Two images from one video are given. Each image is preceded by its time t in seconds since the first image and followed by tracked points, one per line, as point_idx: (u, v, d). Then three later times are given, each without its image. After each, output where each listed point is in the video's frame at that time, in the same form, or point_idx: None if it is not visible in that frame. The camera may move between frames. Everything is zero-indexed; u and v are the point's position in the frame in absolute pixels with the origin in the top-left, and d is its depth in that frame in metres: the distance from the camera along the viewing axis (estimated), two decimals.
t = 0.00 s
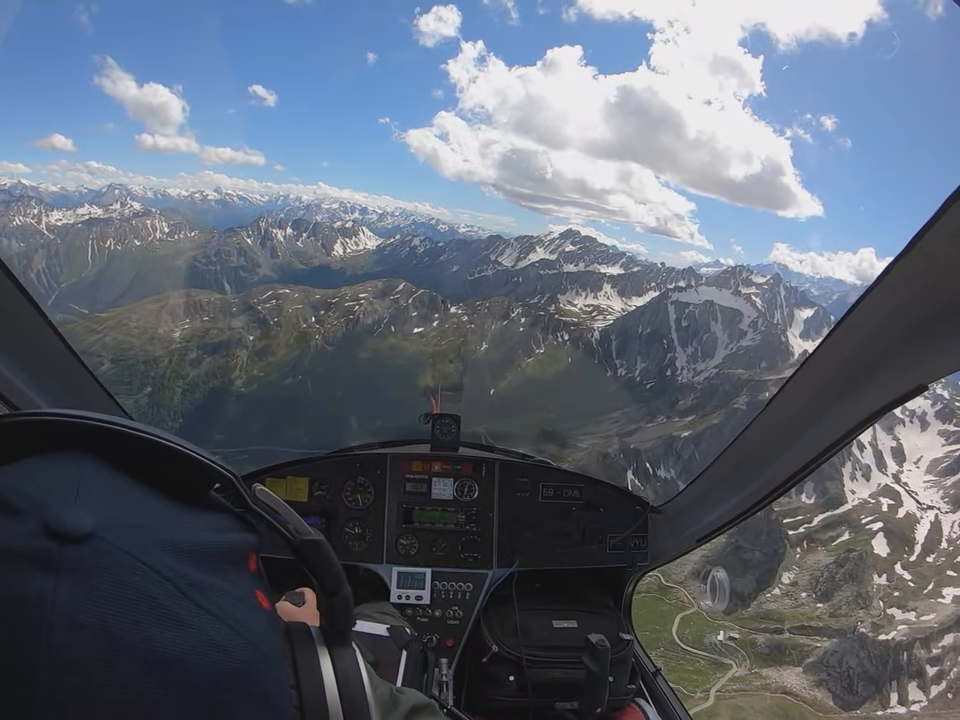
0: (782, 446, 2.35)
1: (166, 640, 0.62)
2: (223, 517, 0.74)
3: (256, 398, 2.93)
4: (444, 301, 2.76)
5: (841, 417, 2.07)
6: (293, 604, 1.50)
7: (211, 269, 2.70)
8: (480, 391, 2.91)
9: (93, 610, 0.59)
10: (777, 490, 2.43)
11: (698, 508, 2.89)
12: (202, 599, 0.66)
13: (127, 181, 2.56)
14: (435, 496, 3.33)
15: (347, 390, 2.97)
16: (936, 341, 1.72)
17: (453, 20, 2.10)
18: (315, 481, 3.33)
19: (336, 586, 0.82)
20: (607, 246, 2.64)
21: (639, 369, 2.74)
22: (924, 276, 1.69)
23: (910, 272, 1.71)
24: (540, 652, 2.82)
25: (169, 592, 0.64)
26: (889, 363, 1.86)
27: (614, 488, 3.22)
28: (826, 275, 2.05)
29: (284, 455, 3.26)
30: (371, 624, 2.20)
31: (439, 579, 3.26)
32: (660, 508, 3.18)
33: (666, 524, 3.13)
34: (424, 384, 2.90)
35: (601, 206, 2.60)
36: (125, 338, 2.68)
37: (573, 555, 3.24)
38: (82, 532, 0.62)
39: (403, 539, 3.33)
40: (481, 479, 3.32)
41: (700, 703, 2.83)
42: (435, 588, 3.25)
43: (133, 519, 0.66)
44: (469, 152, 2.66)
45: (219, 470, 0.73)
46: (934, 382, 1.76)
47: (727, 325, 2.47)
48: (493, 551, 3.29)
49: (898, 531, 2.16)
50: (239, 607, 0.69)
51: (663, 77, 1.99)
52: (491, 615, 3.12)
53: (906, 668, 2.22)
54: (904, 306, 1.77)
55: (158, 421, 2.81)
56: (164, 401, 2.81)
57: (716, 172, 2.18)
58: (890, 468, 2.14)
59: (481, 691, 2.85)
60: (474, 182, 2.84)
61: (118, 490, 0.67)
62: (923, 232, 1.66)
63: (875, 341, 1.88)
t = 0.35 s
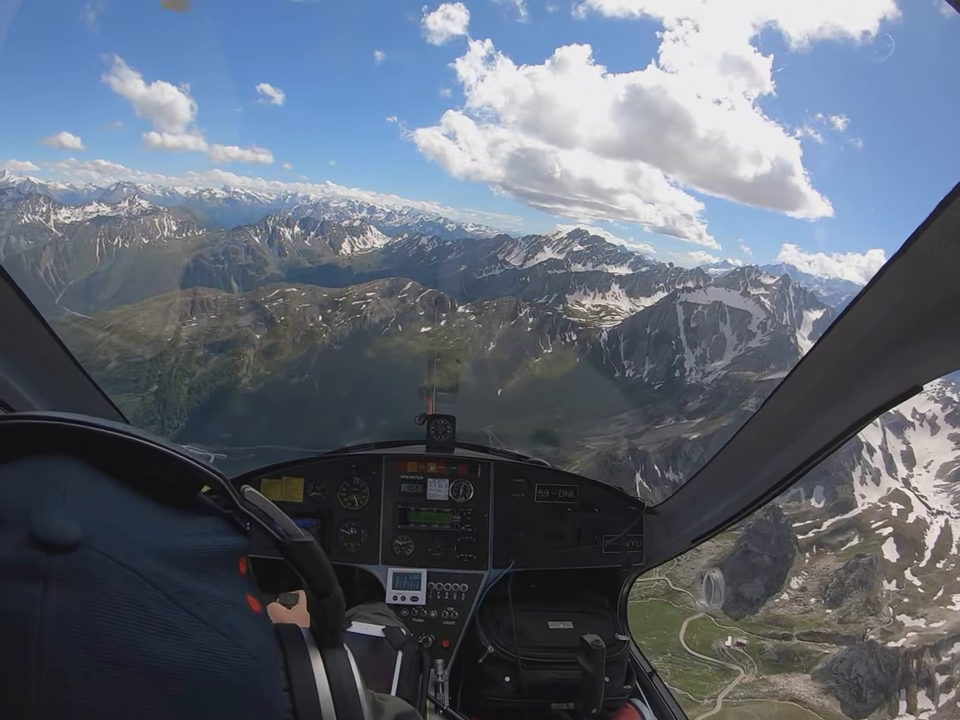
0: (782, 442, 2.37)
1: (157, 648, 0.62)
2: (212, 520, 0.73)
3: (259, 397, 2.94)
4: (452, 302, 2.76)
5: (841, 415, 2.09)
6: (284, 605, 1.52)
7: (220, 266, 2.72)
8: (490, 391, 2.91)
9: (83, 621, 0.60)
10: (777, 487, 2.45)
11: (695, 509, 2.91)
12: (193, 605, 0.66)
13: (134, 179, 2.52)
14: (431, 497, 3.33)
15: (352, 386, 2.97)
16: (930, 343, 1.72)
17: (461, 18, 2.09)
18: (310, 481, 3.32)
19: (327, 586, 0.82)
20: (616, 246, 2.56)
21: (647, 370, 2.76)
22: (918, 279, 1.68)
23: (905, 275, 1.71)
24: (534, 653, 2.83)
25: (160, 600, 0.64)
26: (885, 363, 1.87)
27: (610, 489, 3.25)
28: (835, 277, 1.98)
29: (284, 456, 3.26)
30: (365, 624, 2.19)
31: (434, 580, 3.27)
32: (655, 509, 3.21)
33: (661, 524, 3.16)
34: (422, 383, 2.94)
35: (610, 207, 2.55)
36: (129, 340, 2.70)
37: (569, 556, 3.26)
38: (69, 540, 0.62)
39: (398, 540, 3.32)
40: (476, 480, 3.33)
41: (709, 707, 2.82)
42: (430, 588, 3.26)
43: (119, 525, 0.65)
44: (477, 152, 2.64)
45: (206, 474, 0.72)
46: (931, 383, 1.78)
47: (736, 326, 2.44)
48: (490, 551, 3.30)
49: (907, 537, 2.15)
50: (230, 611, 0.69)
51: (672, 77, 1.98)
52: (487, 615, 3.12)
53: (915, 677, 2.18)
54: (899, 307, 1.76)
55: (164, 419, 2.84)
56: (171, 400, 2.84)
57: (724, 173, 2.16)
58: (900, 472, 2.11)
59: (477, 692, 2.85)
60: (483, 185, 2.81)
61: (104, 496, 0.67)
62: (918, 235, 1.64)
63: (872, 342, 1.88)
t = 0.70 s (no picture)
0: (785, 445, 2.34)
1: (152, 632, 0.62)
2: (208, 510, 0.73)
3: (265, 395, 2.95)
4: (460, 301, 2.73)
5: (842, 419, 2.05)
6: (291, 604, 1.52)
7: (228, 265, 2.71)
8: (498, 392, 2.91)
9: (78, 603, 0.59)
10: (779, 489, 2.42)
11: (697, 509, 2.91)
12: (188, 591, 0.66)
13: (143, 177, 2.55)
14: (434, 496, 3.34)
15: (359, 386, 2.97)
16: (934, 346, 1.69)
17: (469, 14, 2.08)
18: (314, 480, 3.33)
19: (322, 577, 0.81)
20: (623, 245, 2.57)
21: (655, 371, 2.73)
22: (924, 278, 1.66)
23: (911, 275, 1.69)
24: (537, 653, 2.81)
25: (155, 584, 0.63)
26: (890, 364, 1.83)
27: (613, 489, 3.26)
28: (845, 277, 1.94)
29: (289, 455, 3.27)
30: (369, 623, 2.19)
31: (437, 579, 3.27)
32: (659, 509, 3.21)
33: (664, 524, 3.16)
34: (428, 383, 2.92)
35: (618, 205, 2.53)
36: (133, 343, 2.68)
37: (571, 556, 3.26)
38: (65, 525, 0.62)
39: (401, 539, 3.33)
40: (480, 479, 3.34)
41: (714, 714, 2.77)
42: (433, 588, 3.25)
43: (115, 511, 0.65)
44: (484, 151, 2.63)
45: (202, 463, 0.72)
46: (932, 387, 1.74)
47: (745, 327, 2.43)
48: (492, 551, 3.30)
49: (918, 542, 2.12)
50: (225, 598, 0.69)
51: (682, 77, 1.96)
52: (491, 615, 3.13)
53: (925, 684, 2.16)
54: (903, 309, 1.74)
55: (169, 419, 2.82)
56: (177, 399, 2.80)
57: (734, 172, 2.13)
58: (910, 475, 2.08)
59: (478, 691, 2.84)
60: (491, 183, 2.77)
61: (101, 483, 0.66)
62: (925, 234, 1.63)
63: (875, 344, 1.85)
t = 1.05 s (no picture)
0: (787, 446, 2.31)
1: (122, 605, 0.61)
2: (188, 495, 0.73)
3: (271, 393, 2.95)
4: (466, 302, 2.73)
5: (846, 420, 2.02)
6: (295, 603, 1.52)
7: (234, 264, 2.71)
8: (505, 392, 2.91)
9: (47, 574, 0.59)
10: (781, 490, 2.38)
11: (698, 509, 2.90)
12: (162, 569, 0.65)
13: (149, 177, 2.54)
14: (440, 494, 3.33)
15: (364, 386, 2.99)
16: (941, 343, 1.66)
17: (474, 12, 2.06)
18: (321, 475, 3.33)
19: (303, 564, 0.81)
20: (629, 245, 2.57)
21: (662, 371, 2.72)
22: (932, 275, 1.64)
23: (919, 271, 1.67)
24: (543, 651, 2.79)
25: (127, 560, 0.63)
26: (896, 363, 1.80)
27: (619, 488, 3.26)
28: (851, 279, 1.91)
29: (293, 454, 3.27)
30: (375, 620, 2.19)
31: (444, 576, 3.25)
32: (665, 507, 3.17)
33: (670, 522, 3.11)
34: (433, 382, 2.93)
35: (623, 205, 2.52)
36: (138, 343, 2.68)
37: (577, 554, 3.26)
38: (43, 501, 0.62)
39: (407, 537, 3.32)
40: (486, 477, 3.33)
41: None
42: (440, 585, 3.24)
43: (91, 490, 0.66)
44: (490, 151, 2.63)
45: (181, 449, 0.73)
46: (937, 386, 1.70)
47: (752, 328, 2.40)
48: (497, 549, 3.29)
49: (928, 546, 2.10)
50: (200, 578, 0.68)
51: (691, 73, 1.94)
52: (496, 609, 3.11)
53: (934, 691, 2.15)
54: (910, 306, 1.72)
55: (175, 418, 2.89)
56: (181, 401, 2.86)
57: (740, 171, 2.12)
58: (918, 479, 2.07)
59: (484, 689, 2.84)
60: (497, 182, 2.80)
61: (79, 463, 0.67)
62: (935, 229, 1.61)
63: (880, 342, 1.83)
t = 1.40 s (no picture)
0: (792, 439, 2.36)
1: (128, 628, 0.62)
2: (202, 508, 0.73)
3: (276, 392, 2.95)
4: (472, 303, 2.70)
5: (847, 414, 2.07)
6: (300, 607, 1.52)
7: (241, 265, 2.69)
8: (511, 393, 2.92)
9: (52, 596, 0.59)
10: (787, 482, 2.45)
11: (703, 504, 2.93)
12: (172, 590, 0.65)
13: (156, 176, 2.53)
14: (438, 494, 3.32)
15: (371, 386, 2.98)
16: (939, 340, 1.70)
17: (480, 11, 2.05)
18: (318, 477, 3.33)
19: (322, 578, 0.81)
20: (635, 247, 2.56)
21: (669, 374, 2.71)
22: (927, 275, 1.67)
23: (914, 271, 1.69)
24: (542, 650, 2.78)
25: (135, 581, 0.63)
26: (895, 358, 1.84)
27: (617, 487, 3.24)
28: (857, 280, 1.89)
29: (296, 455, 3.27)
30: (374, 620, 2.19)
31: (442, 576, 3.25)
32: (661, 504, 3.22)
33: (667, 521, 3.19)
34: (433, 382, 2.93)
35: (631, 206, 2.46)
36: (142, 345, 2.69)
37: (576, 553, 3.25)
38: (50, 518, 0.61)
39: (406, 537, 3.31)
40: (484, 477, 3.31)
41: None
42: (438, 585, 3.23)
43: (102, 505, 0.65)
44: (497, 151, 2.58)
45: (199, 461, 0.72)
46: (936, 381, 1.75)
47: (760, 331, 2.37)
48: (496, 549, 3.28)
49: (936, 552, 2.08)
50: (210, 597, 0.68)
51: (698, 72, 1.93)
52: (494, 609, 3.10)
53: (943, 700, 2.15)
54: (907, 304, 1.75)
55: (180, 416, 2.85)
56: (187, 398, 2.83)
57: (747, 173, 2.10)
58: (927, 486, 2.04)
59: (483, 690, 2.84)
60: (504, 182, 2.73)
61: (91, 476, 0.66)
62: (925, 232, 1.62)
63: (878, 339, 1.86)
